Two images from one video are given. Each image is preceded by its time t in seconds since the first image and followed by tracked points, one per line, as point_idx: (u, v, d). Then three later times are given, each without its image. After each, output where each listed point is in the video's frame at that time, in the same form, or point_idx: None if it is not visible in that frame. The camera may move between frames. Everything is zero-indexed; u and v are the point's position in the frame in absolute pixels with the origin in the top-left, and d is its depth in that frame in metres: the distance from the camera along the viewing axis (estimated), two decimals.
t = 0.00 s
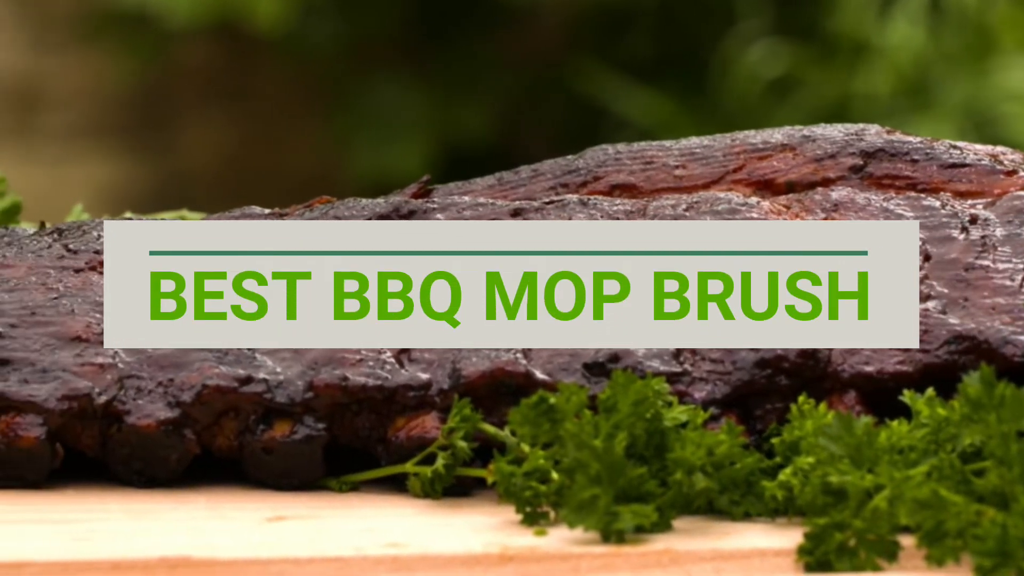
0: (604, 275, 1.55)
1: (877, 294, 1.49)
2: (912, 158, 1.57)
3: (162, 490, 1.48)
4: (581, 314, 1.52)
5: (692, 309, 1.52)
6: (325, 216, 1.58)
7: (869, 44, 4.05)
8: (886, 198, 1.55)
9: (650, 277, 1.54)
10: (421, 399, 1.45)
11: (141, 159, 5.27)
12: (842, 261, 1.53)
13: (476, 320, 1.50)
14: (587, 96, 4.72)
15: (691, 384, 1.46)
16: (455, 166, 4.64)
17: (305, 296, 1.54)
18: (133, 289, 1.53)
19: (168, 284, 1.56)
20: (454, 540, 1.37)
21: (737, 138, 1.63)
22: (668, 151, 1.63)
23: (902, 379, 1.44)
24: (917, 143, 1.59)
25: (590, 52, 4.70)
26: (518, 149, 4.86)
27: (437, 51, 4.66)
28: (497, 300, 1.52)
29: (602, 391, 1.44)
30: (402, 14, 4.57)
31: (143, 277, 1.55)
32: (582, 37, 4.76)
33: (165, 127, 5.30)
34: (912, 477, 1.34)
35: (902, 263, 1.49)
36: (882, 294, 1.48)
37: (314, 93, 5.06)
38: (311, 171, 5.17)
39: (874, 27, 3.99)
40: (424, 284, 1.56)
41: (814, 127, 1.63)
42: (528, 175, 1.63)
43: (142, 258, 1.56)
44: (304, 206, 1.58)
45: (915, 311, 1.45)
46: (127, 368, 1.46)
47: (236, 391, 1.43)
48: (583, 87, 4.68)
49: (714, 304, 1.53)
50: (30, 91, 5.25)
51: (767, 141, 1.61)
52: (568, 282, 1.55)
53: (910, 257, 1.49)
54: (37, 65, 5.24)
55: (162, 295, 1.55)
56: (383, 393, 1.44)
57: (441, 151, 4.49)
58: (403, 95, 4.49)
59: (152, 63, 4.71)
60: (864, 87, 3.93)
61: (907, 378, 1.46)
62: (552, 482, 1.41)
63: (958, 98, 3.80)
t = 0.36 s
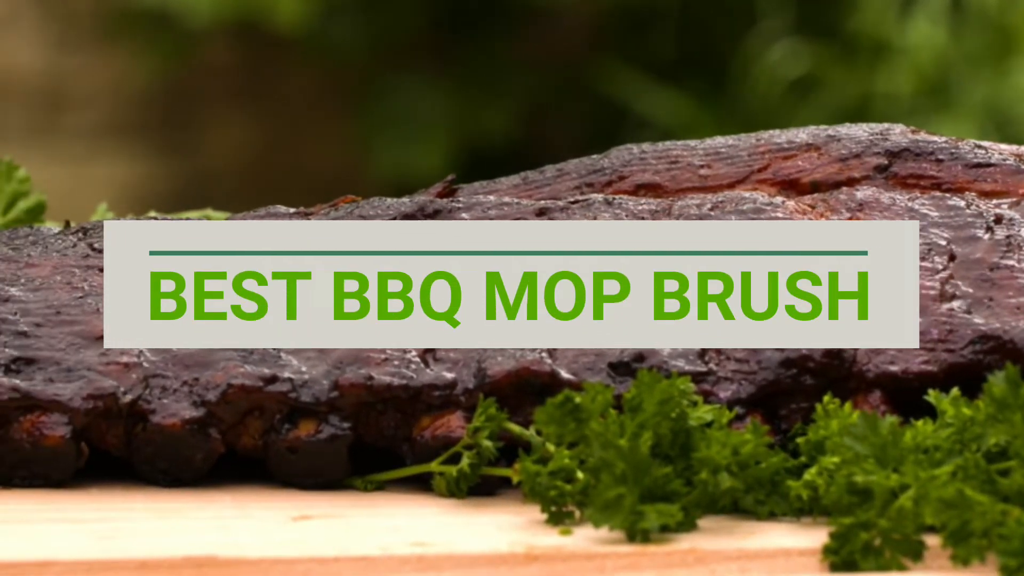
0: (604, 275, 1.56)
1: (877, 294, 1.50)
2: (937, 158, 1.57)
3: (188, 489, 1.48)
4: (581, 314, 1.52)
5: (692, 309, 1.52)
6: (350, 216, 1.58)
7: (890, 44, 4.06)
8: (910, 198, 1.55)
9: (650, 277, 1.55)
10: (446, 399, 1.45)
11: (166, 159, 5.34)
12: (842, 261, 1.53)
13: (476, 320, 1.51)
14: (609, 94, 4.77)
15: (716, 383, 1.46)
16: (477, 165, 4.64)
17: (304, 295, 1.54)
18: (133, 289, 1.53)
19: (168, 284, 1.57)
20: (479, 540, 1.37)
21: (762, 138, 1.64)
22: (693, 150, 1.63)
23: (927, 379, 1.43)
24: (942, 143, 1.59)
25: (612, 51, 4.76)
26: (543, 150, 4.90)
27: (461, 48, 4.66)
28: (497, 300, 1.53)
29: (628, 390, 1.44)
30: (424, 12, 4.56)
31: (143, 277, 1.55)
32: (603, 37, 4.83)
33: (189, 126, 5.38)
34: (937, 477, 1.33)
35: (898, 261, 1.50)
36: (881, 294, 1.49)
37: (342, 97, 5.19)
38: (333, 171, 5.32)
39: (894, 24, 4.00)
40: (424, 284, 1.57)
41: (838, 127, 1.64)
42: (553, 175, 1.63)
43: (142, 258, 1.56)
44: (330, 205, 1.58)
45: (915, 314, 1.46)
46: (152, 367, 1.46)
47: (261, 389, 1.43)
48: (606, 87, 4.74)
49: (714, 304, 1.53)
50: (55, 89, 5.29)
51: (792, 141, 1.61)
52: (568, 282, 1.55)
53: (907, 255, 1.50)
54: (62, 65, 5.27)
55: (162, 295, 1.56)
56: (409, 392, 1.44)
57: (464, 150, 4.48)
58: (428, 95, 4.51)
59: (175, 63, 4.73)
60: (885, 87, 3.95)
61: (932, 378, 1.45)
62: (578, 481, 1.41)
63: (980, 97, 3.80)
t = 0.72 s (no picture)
0: (604, 275, 1.56)
1: (877, 294, 1.50)
2: (965, 158, 1.57)
3: (216, 488, 1.48)
4: (581, 314, 1.52)
5: (692, 309, 1.52)
6: (379, 215, 1.59)
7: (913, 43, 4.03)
8: (938, 198, 1.55)
9: (650, 277, 1.55)
10: (475, 398, 1.45)
11: (186, 160, 5.20)
12: (843, 261, 1.54)
13: (476, 320, 1.51)
14: (631, 93, 4.74)
15: (745, 383, 1.46)
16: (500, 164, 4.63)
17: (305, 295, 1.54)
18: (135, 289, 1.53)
19: (167, 284, 1.57)
20: (507, 539, 1.37)
21: (790, 137, 1.64)
22: (721, 149, 1.63)
23: (956, 378, 1.42)
24: (970, 143, 1.59)
25: (638, 51, 4.71)
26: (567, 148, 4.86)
27: (485, 48, 4.65)
28: (497, 300, 1.53)
29: (656, 390, 1.44)
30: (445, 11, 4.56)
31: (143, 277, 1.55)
32: (627, 35, 4.77)
33: (209, 127, 5.26)
34: (966, 476, 1.33)
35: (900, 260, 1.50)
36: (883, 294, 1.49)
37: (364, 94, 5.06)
38: (356, 171, 5.17)
39: (918, 23, 3.96)
40: (424, 284, 1.57)
41: (866, 127, 1.64)
42: (581, 174, 1.64)
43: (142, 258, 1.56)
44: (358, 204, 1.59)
45: (916, 312, 1.46)
46: (181, 367, 1.46)
47: (290, 389, 1.43)
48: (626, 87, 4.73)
49: (714, 304, 1.53)
50: (75, 89, 5.24)
51: (820, 141, 1.62)
52: (568, 282, 1.55)
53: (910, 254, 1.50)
54: (82, 64, 5.24)
55: (162, 295, 1.56)
56: (437, 391, 1.44)
57: (484, 150, 4.48)
58: (448, 95, 4.50)
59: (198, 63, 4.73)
60: (909, 87, 3.92)
61: (960, 378, 1.45)
62: (607, 481, 1.41)
63: (1002, 97, 3.81)
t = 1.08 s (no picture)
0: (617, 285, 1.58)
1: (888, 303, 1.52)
2: (995, 157, 1.58)
3: (245, 487, 1.48)
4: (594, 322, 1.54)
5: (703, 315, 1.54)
6: (409, 214, 1.60)
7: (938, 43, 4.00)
8: (968, 197, 1.56)
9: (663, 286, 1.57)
10: (505, 397, 1.44)
11: (215, 158, 5.23)
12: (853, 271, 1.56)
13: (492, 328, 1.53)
14: (656, 95, 4.69)
15: (775, 382, 1.44)
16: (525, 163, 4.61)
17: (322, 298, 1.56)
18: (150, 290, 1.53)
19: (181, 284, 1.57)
20: (537, 539, 1.36)
21: (820, 137, 1.65)
22: (751, 149, 1.65)
23: (986, 378, 1.42)
24: (999, 143, 1.61)
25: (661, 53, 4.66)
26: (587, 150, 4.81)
27: (510, 46, 4.62)
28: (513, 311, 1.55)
29: (687, 389, 1.42)
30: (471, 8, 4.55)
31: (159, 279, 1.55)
32: (655, 33, 4.71)
33: (233, 127, 5.26)
34: (996, 476, 1.33)
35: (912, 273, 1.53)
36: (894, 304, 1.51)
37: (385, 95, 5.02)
38: (381, 171, 5.20)
39: (943, 24, 3.94)
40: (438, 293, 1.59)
41: (896, 127, 1.65)
42: (611, 173, 1.65)
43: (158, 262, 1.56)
44: (387, 203, 1.61)
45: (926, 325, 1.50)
46: (211, 365, 1.45)
47: (320, 388, 1.43)
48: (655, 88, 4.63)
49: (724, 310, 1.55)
50: (99, 87, 5.16)
51: (850, 140, 1.63)
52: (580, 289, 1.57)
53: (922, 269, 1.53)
54: (107, 64, 5.15)
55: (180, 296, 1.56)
56: (467, 390, 1.43)
57: (509, 151, 4.46)
58: (475, 94, 4.48)
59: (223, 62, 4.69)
60: (934, 86, 3.86)
61: (990, 377, 1.45)
62: (637, 480, 1.40)
63: None
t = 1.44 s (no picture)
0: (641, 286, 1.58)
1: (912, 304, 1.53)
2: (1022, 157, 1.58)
3: (272, 486, 1.48)
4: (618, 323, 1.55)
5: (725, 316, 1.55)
6: (437, 213, 1.61)
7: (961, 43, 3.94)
8: (996, 197, 1.56)
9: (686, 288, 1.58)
10: (533, 397, 1.44)
11: (238, 158, 5.06)
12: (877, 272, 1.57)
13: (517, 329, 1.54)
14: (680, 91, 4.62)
15: (803, 382, 1.44)
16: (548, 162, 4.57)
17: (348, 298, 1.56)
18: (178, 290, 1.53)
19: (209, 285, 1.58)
20: (565, 538, 1.36)
21: (847, 136, 1.65)
22: (779, 148, 1.65)
23: (1014, 377, 1.42)
24: None
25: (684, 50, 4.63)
26: (612, 147, 4.82)
27: (534, 46, 4.55)
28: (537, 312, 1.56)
29: (715, 389, 1.42)
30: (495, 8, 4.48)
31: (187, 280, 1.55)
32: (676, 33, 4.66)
33: (256, 127, 5.09)
34: None
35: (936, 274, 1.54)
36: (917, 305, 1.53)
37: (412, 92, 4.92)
38: (405, 171, 5.04)
39: (966, 25, 3.88)
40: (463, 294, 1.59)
41: (923, 126, 1.65)
42: (638, 173, 1.66)
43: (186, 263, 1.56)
44: (415, 202, 1.61)
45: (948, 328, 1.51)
46: (238, 364, 1.45)
47: (348, 387, 1.43)
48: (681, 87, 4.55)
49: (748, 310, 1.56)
50: (121, 87, 5.06)
51: (877, 140, 1.63)
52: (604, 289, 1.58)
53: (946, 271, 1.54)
54: (128, 61, 5.05)
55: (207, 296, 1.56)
56: (495, 390, 1.43)
57: (534, 152, 4.40)
58: (499, 94, 4.41)
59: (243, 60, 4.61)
60: (957, 86, 3.80)
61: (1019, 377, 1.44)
62: (665, 479, 1.40)
63: None
